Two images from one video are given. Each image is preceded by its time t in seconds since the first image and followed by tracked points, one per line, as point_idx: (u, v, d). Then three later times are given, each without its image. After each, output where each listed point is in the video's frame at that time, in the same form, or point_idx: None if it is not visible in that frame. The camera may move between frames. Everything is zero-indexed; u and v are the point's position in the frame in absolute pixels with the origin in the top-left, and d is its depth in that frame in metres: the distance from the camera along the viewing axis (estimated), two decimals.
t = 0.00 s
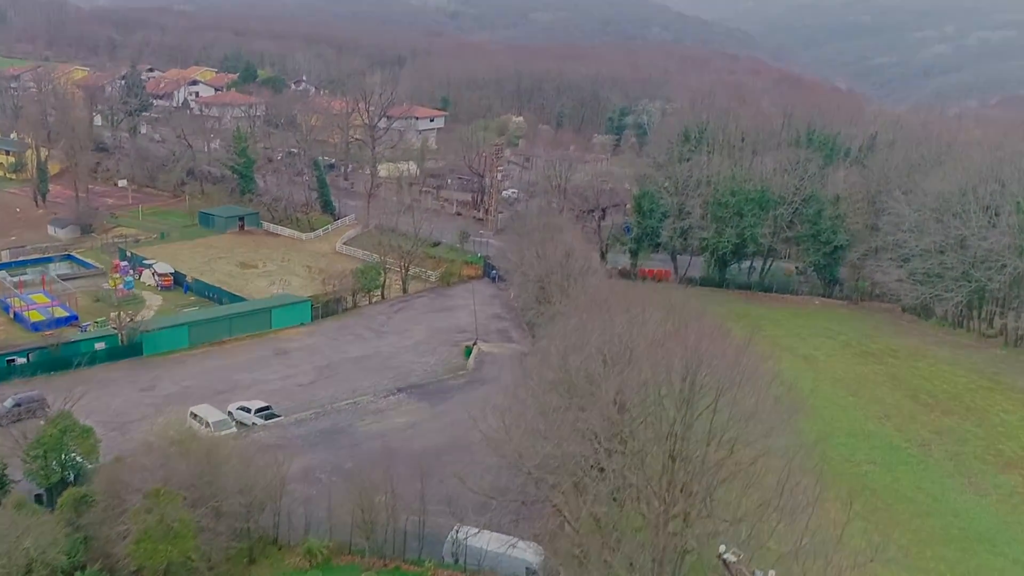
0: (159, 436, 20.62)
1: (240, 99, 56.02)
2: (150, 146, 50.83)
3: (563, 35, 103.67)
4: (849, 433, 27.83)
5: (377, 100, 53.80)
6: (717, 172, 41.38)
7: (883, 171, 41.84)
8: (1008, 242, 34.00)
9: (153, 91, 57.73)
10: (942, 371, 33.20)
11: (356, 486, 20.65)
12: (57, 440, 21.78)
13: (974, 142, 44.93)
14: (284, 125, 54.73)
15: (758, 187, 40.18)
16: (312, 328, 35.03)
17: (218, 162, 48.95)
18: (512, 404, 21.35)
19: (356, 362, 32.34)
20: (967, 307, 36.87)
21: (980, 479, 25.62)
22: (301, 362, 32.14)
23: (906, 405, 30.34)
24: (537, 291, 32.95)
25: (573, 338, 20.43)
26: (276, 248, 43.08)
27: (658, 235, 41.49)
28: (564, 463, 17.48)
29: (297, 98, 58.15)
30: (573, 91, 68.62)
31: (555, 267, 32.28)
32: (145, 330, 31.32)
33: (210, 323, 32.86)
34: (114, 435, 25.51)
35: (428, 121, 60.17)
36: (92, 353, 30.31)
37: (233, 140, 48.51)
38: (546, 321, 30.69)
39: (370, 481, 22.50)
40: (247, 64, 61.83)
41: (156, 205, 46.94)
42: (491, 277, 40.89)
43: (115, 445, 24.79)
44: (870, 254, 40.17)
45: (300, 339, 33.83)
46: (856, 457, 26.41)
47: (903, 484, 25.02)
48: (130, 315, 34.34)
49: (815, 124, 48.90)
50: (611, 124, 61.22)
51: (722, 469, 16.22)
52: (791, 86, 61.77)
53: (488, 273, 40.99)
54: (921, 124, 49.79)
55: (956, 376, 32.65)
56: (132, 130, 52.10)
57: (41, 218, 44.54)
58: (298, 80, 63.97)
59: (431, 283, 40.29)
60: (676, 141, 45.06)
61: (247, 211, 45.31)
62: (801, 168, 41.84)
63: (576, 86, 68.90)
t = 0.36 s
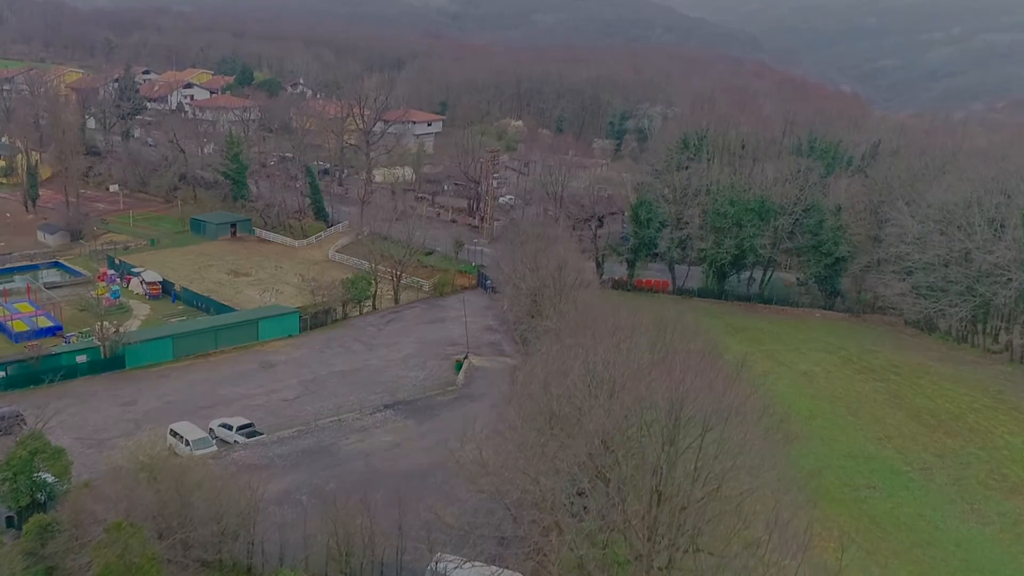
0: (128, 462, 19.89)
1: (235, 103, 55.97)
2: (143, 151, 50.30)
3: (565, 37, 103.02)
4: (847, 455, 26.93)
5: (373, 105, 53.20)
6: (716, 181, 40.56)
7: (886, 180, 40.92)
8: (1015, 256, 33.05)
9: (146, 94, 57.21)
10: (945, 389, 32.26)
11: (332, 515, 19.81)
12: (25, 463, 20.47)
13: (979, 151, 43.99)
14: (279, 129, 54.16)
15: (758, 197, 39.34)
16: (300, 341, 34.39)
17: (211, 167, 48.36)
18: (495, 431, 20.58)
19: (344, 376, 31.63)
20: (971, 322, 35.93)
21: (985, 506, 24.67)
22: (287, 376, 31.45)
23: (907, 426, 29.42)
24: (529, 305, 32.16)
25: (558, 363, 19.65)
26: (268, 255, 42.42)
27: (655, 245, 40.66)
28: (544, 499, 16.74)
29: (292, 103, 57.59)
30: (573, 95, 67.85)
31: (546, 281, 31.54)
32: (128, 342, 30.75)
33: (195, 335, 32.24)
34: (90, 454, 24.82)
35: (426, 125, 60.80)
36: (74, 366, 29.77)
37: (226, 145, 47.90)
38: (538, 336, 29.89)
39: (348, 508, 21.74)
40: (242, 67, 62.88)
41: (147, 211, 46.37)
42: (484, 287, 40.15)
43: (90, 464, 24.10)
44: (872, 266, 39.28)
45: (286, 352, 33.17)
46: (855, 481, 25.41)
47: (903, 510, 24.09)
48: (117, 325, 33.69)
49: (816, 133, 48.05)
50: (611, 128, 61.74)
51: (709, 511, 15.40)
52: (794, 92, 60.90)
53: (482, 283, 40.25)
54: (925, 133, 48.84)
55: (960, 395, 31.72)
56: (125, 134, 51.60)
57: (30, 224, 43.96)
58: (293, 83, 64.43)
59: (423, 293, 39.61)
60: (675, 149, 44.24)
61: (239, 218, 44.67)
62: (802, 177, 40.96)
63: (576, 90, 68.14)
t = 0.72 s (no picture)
0: (95, 484, 18.83)
1: (233, 108, 55.90)
2: (138, 155, 49.67)
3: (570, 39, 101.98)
4: (852, 477, 25.72)
5: (370, 109, 52.41)
6: (719, 188, 39.51)
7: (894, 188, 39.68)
8: None
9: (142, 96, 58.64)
10: (955, 406, 30.99)
11: (307, 544, 18.74)
12: None
13: (992, 155, 42.69)
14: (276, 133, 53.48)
15: (762, 204, 38.24)
16: (289, 352, 33.51)
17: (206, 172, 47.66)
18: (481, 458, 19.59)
19: (332, 389, 30.69)
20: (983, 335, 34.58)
21: (997, 532, 23.39)
22: (274, 389, 30.53)
23: (915, 445, 28.19)
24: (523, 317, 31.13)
25: (546, 387, 18.75)
26: (261, 262, 41.59)
27: (656, 253, 39.60)
28: (528, 535, 15.79)
29: (290, 107, 56.93)
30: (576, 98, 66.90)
31: (541, 293, 30.53)
32: (112, 353, 29.94)
33: (181, 346, 31.45)
34: (65, 472, 23.86)
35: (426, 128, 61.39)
36: (56, 378, 28.92)
37: (221, 149, 47.19)
38: (532, 349, 28.87)
39: (327, 534, 20.66)
40: (241, 72, 64.14)
41: (141, 216, 45.68)
42: (480, 296, 39.20)
43: (64, 483, 23.14)
44: (879, 277, 38.01)
45: (274, 364, 32.28)
46: (860, 505, 24.20)
47: (911, 536, 22.85)
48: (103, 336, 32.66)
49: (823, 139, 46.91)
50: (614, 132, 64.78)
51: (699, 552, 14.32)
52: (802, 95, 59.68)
53: (478, 291, 39.32)
54: (935, 138, 47.53)
55: (969, 412, 30.53)
56: (120, 139, 51.03)
57: (20, 230, 43.26)
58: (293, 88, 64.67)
59: (418, 302, 38.71)
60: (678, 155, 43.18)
61: (233, 223, 43.88)
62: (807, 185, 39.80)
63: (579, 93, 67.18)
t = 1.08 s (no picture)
0: (61, 504, 17.88)
1: (231, 111, 55.69)
2: (134, 159, 49.05)
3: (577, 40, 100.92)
4: (860, 499, 24.54)
5: (370, 112, 51.64)
6: (724, 196, 38.54)
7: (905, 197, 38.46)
8: None
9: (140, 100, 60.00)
10: (967, 424, 29.74)
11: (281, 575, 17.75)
12: None
13: (1007, 162, 41.41)
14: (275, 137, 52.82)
15: (769, 211, 37.20)
16: (279, 363, 32.69)
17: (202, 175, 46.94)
18: (467, 485, 18.66)
19: (322, 402, 29.79)
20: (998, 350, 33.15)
21: (1013, 560, 22.14)
22: (262, 402, 29.67)
23: (926, 465, 26.98)
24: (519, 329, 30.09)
25: (533, 413, 17.79)
26: (256, 267, 40.89)
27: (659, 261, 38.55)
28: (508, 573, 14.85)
29: (289, 110, 56.29)
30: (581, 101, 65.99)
31: (537, 304, 29.56)
32: (97, 364, 29.17)
33: (168, 357, 30.66)
34: (40, 488, 22.97)
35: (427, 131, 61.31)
36: (38, 390, 28.15)
37: (217, 153, 46.47)
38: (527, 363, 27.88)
39: (305, 561, 19.70)
40: (239, 73, 65.19)
41: (135, 221, 45.01)
42: (477, 305, 38.29)
43: (39, 501, 22.23)
44: (889, 287, 36.65)
45: (263, 376, 31.44)
46: (868, 530, 23.03)
47: (921, 565, 21.65)
48: (89, 344, 31.76)
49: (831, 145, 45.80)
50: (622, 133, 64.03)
51: None
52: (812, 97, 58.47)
53: (476, 300, 38.42)
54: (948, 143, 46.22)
55: (983, 431, 29.25)
56: (116, 142, 50.47)
57: (13, 234, 42.59)
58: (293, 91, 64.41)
59: (413, 311, 37.87)
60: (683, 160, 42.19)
61: (228, 228, 43.17)
62: (816, 192, 38.70)
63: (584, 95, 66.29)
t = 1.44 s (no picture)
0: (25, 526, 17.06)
1: (232, 111, 55.33)
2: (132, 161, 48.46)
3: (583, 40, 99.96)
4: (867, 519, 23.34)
5: (370, 114, 50.85)
6: (731, 203, 37.70)
7: (916, 202, 37.20)
8: None
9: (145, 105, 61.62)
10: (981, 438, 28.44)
11: None
12: None
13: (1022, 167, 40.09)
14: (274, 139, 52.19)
15: (776, 218, 36.16)
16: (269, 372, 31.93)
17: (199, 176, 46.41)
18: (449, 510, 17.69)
19: (312, 414, 28.92)
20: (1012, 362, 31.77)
21: None
22: (250, 413, 28.87)
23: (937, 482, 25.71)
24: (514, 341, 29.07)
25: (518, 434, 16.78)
26: (252, 272, 40.31)
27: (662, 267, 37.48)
28: None
29: (290, 112, 55.59)
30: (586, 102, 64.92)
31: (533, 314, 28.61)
32: (81, 373, 28.49)
33: (154, 366, 29.94)
34: (15, 505, 22.23)
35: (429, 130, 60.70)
36: (19, 400, 27.52)
37: (214, 155, 45.79)
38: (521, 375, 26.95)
39: None
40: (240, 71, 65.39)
41: (131, 224, 44.40)
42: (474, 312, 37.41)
43: (13, 518, 21.47)
44: (898, 296, 35.36)
45: (253, 386, 30.69)
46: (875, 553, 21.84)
47: None
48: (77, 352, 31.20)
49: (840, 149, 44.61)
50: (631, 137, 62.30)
51: None
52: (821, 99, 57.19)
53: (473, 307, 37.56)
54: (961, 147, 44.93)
55: (998, 446, 27.97)
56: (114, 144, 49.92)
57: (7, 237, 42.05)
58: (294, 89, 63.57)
59: (409, 318, 37.11)
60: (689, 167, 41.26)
61: (224, 232, 42.55)
62: (824, 198, 37.54)
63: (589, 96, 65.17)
